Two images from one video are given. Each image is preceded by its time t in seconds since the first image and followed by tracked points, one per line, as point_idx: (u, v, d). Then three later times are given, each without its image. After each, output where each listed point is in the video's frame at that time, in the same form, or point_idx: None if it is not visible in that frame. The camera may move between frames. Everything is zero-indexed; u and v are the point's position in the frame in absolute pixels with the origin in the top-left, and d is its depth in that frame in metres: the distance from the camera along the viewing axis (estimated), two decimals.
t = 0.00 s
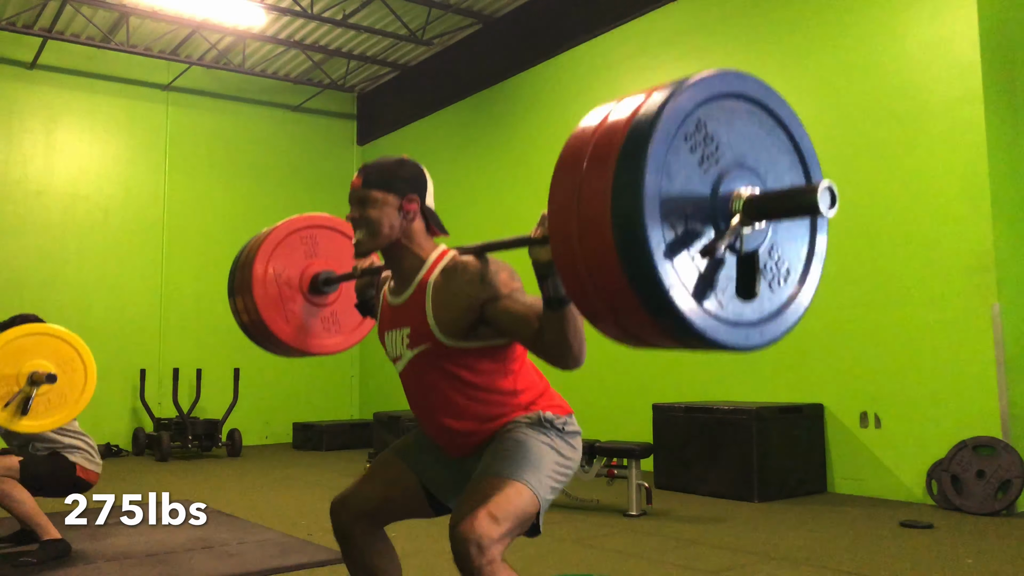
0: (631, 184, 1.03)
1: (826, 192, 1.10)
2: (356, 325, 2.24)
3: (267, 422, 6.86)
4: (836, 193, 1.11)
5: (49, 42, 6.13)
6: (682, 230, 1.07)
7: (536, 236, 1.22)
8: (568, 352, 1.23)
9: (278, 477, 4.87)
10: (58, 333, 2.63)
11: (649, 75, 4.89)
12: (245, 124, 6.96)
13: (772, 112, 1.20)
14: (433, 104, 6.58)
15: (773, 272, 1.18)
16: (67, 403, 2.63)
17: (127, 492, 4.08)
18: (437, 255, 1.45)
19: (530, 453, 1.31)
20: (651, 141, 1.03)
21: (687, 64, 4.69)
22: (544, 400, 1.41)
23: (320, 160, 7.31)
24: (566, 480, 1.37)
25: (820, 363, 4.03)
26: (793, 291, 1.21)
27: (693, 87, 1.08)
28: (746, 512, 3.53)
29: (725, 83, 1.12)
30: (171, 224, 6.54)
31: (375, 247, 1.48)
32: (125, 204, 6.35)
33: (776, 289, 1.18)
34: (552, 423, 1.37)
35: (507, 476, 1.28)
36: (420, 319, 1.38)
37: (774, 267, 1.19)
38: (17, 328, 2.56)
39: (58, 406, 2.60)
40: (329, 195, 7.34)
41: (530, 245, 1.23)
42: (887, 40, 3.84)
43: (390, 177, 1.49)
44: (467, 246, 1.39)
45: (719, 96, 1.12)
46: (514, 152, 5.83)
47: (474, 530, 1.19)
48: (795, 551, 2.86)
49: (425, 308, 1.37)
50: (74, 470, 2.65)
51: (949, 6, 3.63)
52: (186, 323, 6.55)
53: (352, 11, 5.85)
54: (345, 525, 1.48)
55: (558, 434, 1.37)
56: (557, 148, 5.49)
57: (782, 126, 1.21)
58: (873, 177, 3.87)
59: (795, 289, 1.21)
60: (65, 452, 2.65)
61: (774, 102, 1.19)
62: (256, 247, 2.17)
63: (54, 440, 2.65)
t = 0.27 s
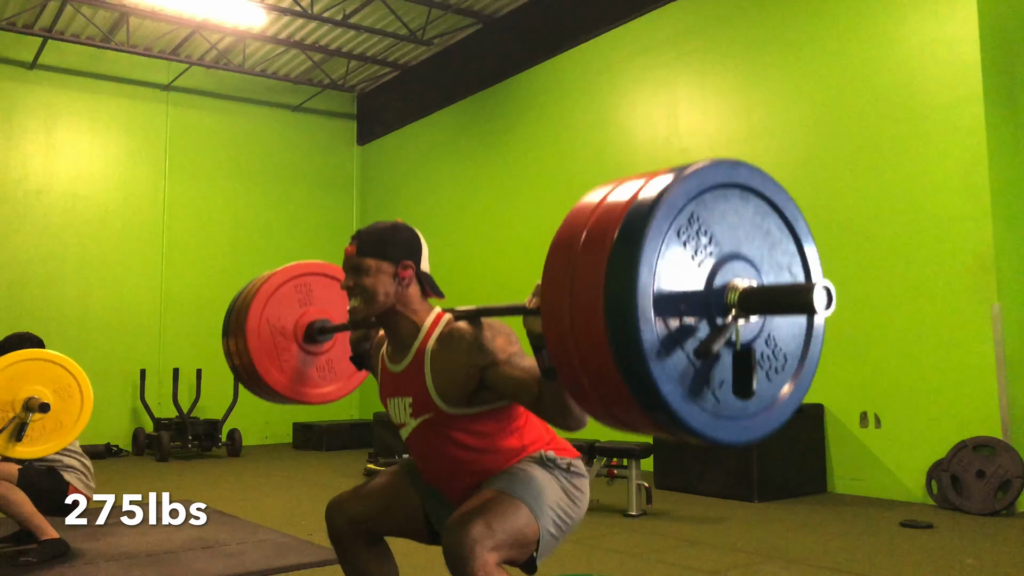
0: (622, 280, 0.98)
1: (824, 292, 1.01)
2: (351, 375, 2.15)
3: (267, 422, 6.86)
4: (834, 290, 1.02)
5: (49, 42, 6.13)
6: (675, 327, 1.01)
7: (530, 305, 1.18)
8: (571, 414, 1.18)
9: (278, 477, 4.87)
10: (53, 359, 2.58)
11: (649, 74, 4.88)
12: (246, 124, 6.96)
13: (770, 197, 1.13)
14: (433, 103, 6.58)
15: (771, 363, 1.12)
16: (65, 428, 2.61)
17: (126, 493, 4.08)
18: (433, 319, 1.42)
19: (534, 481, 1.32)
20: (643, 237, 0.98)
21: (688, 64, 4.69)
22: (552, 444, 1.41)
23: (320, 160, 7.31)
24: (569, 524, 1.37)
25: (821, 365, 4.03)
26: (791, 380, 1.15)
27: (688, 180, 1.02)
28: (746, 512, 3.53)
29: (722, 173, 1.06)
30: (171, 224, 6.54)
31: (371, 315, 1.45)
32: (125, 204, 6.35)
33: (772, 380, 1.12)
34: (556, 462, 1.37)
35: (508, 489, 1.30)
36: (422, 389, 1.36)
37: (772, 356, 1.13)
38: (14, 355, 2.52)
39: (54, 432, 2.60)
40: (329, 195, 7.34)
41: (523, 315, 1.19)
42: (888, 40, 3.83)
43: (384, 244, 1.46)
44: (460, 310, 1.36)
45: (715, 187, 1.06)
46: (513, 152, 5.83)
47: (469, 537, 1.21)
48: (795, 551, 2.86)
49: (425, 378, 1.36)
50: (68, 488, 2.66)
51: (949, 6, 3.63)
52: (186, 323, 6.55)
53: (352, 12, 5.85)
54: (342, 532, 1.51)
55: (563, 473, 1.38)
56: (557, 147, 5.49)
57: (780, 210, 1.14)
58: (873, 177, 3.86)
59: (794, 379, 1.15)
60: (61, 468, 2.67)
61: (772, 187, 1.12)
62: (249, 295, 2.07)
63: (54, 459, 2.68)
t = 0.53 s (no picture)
0: (618, 373, 0.96)
1: (824, 384, 0.97)
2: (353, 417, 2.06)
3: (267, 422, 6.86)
4: (834, 383, 0.98)
5: (49, 42, 6.13)
6: (674, 417, 0.99)
7: (527, 367, 1.12)
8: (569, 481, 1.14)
9: (278, 477, 4.87)
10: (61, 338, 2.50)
11: (649, 72, 4.88)
12: (246, 124, 6.96)
13: (772, 275, 1.10)
14: (433, 103, 6.58)
15: (769, 445, 1.10)
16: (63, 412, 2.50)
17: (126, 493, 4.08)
18: (432, 373, 1.41)
19: (531, 512, 1.33)
20: (642, 328, 0.96)
21: (688, 62, 4.69)
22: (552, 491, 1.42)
23: (320, 160, 7.30)
24: None
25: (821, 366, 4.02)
26: (791, 457, 1.13)
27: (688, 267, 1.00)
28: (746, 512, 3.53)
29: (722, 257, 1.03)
30: (171, 224, 6.54)
31: (369, 370, 1.43)
32: (125, 205, 6.35)
33: (773, 460, 1.11)
34: (556, 506, 1.38)
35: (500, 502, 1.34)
36: (420, 445, 1.36)
37: (771, 437, 1.11)
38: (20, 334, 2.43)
39: (53, 414, 2.49)
40: (328, 195, 7.34)
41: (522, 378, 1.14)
42: (887, 41, 3.83)
43: (385, 298, 1.43)
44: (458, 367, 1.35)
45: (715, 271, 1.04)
46: (513, 152, 5.83)
47: (461, 533, 1.24)
48: (794, 550, 2.86)
49: (423, 435, 1.35)
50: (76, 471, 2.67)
51: (949, 6, 3.63)
52: (185, 323, 6.55)
53: (352, 12, 5.85)
54: (336, 536, 1.54)
55: (563, 518, 1.37)
56: (557, 147, 5.48)
57: (783, 287, 1.11)
58: (873, 178, 3.86)
59: (794, 457, 1.13)
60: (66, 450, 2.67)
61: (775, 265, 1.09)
62: (246, 338, 1.99)
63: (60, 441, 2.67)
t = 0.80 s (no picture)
0: (616, 380, 0.97)
1: (822, 393, 0.95)
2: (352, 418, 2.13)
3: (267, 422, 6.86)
4: (831, 392, 0.95)
5: (49, 42, 6.13)
6: (672, 424, 1.00)
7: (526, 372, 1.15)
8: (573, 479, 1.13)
9: (278, 477, 4.87)
10: (57, 302, 2.55)
11: (650, 72, 4.89)
12: (246, 124, 6.96)
13: (771, 283, 1.10)
14: (433, 104, 6.58)
15: (769, 451, 1.10)
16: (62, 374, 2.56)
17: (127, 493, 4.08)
18: (433, 379, 1.42)
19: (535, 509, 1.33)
20: (639, 335, 0.97)
21: (689, 63, 4.69)
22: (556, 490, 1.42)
23: (320, 160, 7.30)
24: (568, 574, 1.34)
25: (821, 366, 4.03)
26: (791, 464, 1.13)
27: (686, 273, 1.01)
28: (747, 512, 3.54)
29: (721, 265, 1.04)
30: (171, 224, 6.54)
31: (371, 375, 1.45)
32: (125, 204, 6.35)
33: (772, 467, 1.11)
34: (560, 506, 1.38)
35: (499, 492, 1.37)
36: (423, 450, 1.38)
37: (771, 444, 1.11)
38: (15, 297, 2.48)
39: (54, 374, 2.54)
40: (328, 195, 7.34)
41: (522, 382, 1.15)
42: (888, 41, 3.84)
43: (385, 303, 1.45)
44: (457, 372, 1.35)
45: (714, 278, 1.04)
46: (514, 152, 5.84)
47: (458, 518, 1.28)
48: (795, 550, 2.87)
49: (426, 441, 1.37)
50: (85, 441, 2.70)
51: (949, 7, 3.64)
52: (185, 323, 6.55)
53: (352, 12, 5.85)
54: (342, 534, 1.55)
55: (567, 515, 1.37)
56: (557, 147, 5.49)
57: (782, 295, 1.11)
58: (873, 178, 3.87)
59: (794, 464, 1.13)
60: (72, 421, 2.69)
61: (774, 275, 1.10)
62: (245, 343, 2.09)
63: (65, 411, 2.69)
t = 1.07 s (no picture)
0: (615, 319, 0.96)
1: (821, 329, 0.98)
2: (354, 389, 2.17)
3: (267, 422, 6.86)
4: (830, 329, 0.99)
5: (49, 42, 6.13)
6: (672, 364, 0.99)
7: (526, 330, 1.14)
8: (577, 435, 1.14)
9: (278, 477, 4.87)
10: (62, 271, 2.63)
11: (649, 73, 4.88)
12: (246, 124, 6.96)
13: (771, 228, 1.10)
14: (433, 104, 6.58)
15: (769, 396, 1.10)
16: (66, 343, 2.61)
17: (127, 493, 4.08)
18: (434, 344, 1.41)
19: (538, 481, 1.33)
20: (639, 274, 0.96)
21: (688, 64, 4.69)
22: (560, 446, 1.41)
23: (320, 160, 7.31)
24: (576, 528, 1.37)
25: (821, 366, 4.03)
26: (791, 411, 1.12)
27: (686, 214, 1.00)
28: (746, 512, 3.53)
29: (720, 208, 1.04)
30: (171, 224, 6.54)
31: (373, 343, 1.45)
32: (125, 204, 6.35)
33: (772, 413, 1.10)
34: (566, 466, 1.38)
35: (508, 479, 1.33)
36: (429, 415, 1.37)
37: (771, 389, 1.10)
38: (20, 266, 2.57)
39: (56, 341, 2.60)
40: (328, 195, 7.34)
41: (523, 340, 1.15)
42: (888, 40, 3.83)
43: (384, 271, 1.45)
44: (458, 336, 1.35)
45: (714, 222, 1.04)
46: (513, 152, 5.83)
47: (468, 516, 1.23)
48: (794, 550, 2.86)
49: (433, 405, 1.36)
50: (80, 422, 2.69)
51: (949, 6, 3.63)
52: (185, 323, 6.55)
53: (352, 11, 5.85)
54: (356, 527, 1.51)
55: (572, 475, 1.38)
56: (557, 147, 5.48)
57: (781, 241, 1.11)
58: (873, 177, 3.86)
59: (795, 411, 1.13)
60: (65, 404, 2.67)
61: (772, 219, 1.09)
62: (248, 313, 2.10)
63: (59, 391, 2.67)
